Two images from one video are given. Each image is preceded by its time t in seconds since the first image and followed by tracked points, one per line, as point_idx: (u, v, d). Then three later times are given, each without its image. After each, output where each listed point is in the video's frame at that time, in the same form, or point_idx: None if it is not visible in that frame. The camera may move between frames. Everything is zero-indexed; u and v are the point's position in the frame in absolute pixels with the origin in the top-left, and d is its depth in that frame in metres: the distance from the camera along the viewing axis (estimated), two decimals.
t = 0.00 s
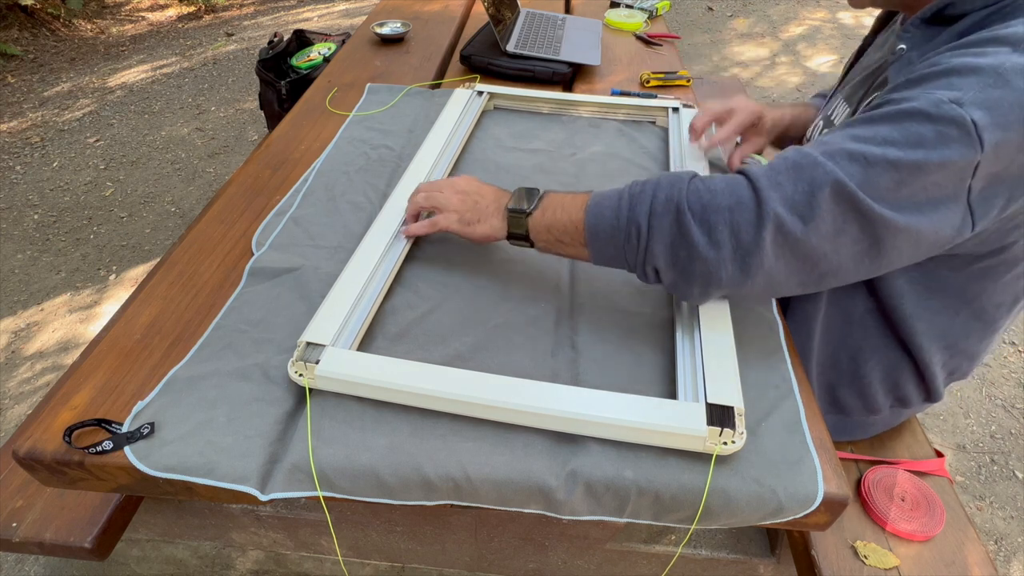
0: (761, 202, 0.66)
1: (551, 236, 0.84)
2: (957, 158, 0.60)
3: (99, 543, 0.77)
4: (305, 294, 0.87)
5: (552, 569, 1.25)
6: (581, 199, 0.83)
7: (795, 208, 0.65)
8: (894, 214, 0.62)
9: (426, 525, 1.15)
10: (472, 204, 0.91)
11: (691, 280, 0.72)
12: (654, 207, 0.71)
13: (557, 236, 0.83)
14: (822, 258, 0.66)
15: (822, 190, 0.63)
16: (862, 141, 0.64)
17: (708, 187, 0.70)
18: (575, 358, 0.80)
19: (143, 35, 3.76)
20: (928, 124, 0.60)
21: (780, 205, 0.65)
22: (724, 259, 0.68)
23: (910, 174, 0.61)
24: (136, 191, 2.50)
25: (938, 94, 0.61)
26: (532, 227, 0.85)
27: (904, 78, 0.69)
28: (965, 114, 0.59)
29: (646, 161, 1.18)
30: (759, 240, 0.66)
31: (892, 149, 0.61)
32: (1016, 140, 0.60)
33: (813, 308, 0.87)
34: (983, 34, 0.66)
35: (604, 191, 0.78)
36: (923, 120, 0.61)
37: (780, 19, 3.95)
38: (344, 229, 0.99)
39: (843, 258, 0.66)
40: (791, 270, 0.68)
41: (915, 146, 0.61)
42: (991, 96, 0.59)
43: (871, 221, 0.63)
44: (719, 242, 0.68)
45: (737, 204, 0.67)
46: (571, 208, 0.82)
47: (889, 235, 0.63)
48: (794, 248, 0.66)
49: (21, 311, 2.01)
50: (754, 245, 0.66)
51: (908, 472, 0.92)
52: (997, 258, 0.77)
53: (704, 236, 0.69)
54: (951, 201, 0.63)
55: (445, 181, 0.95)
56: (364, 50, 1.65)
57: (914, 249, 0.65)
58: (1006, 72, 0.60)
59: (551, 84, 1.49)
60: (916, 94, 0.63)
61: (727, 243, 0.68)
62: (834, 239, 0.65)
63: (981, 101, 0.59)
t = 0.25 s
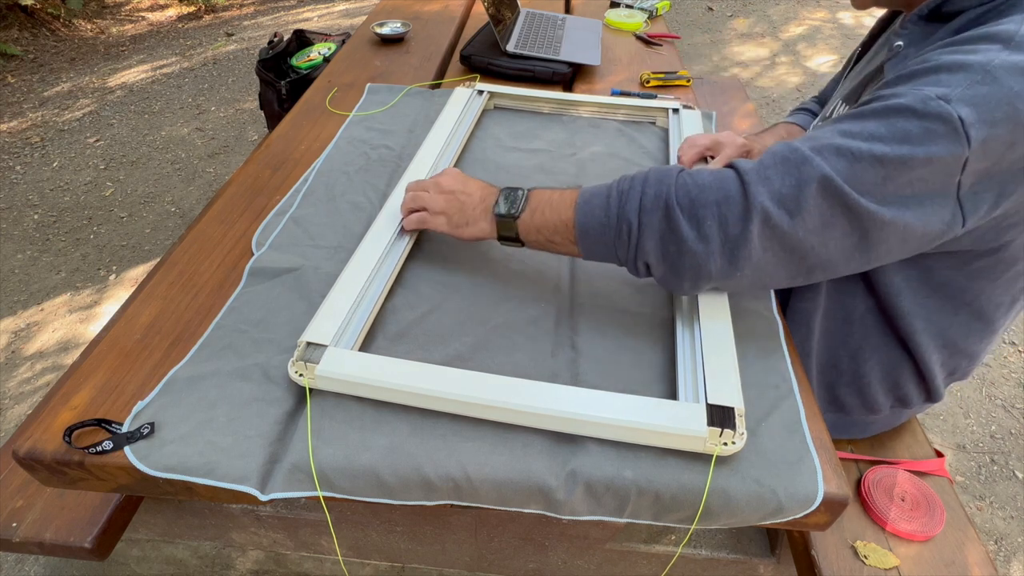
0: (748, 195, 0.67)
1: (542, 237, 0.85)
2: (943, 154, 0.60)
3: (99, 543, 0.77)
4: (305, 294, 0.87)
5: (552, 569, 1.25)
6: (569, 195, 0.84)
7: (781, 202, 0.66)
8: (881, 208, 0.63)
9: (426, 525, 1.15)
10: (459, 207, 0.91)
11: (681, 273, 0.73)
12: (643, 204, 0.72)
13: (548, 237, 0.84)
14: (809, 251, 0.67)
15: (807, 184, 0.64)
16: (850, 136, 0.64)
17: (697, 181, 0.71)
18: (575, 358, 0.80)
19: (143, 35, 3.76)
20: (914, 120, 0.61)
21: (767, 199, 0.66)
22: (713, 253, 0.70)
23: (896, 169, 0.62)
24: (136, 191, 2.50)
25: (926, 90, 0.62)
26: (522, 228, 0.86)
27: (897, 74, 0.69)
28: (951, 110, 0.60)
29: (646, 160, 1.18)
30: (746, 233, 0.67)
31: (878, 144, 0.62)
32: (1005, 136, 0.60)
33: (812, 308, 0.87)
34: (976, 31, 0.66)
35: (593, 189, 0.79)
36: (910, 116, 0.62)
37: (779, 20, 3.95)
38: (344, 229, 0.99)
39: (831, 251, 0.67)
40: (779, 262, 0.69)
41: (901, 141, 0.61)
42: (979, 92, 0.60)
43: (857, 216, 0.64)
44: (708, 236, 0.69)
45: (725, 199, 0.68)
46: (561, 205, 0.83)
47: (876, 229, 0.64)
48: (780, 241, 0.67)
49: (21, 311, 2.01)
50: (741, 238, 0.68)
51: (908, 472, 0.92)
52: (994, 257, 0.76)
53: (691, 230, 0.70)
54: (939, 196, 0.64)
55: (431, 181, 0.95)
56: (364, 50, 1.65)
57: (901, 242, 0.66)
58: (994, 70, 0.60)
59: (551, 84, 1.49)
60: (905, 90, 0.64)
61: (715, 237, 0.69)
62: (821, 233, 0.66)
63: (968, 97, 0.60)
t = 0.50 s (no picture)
0: (746, 199, 0.67)
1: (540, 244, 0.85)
2: (940, 154, 0.60)
3: (99, 543, 0.77)
4: (305, 294, 0.87)
5: (552, 569, 1.25)
6: (567, 199, 0.84)
7: (779, 205, 0.66)
8: (877, 209, 0.64)
9: (426, 525, 1.15)
10: (455, 213, 0.91)
11: (680, 276, 0.73)
12: (641, 209, 0.73)
13: (548, 243, 0.84)
14: (807, 253, 0.68)
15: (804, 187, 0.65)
16: (846, 138, 0.65)
17: (695, 185, 0.71)
18: (575, 358, 0.80)
19: (143, 35, 3.76)
20: (910, 121, 0.62)
21: (764, 202, 0.66)
22: (710, 256, 0.70)
23: (893, 170, 0.62)
24: (136, 191, 2.50)
25: (921, 91, 0.62)
26: (519, 235, 0.85)
27: (894, 74, 0.70)
28: (948, 110, 0.60)
29: (647, 160, 1.18)
30: (744, 237, 0.68)
31: (874, 146, 0.63)
32: (1003, 136, 0.60)
33: (812, 307, 0.87)
34: (971, 31, 0.66)
35: (590, 194, 0.79)
36: (906, 116, 0.62)
37: (779, 20, 3.95)
38: (344, 229, 0.99)
39: (828, 252, 0.68)
40: (777, 264, 0.69)
41: (897, 142, 0.62)
42: (975, 92, 0.60)
43: (854, 217, 0.64)
44: (706, 240, 0.70)
45: (723, 202, 0.69)
46: (558, 209, 0.83)
47: (873, 230, 0.65)
48: (778, 244, 0.68)
49: (21, 311, 2.01)
50: (738, 241, 0.68)
51: (908, 472, 0.92)
52: (992, 257, 0.76)
53: (689, 234, 0.70)
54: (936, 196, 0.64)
55: (428, 183, 0.94)
56: (364, 50, 1.65)
57: (898, 243, 0.66)
58: (992, 69, 0.60)
59: (551, 84, 1.49)
60: (901, 90, 0.64)
61: (713, 240, 0.70)
62: (818, 234, 0.66)
63: (964, 97, 0.60)
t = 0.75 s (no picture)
0: (751, 203, 0.67)
1: (543, 243, 0.85)
2: (945, 156, 0.60)
3: (99, 544, 0.77)
4: (305, 294, 0.87)
5: (552, 569, 1.25)
6: (572, 199, 0.83)
7: (784, 208, 0.66)
8: (882, 212, 0.64)
9: (426, 525, 1.15)
10: (457, 210, 0.91)
11: (684, 279, 0.73)
12: (646, 212, 0.73)
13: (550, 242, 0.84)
14: (811, 256, 0.68)
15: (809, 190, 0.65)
16: (851, 140, 0.65)
17: (700, 189, 0.71)
18: (575, 358, 0.80)
19: (143, 35, 3.76)
20: (915, 122, 0.62)
21: (769, 205, 0.66)
22: (715, 259, 0.70)
23: (898, 172, 0.62)
24: (136, 190, 2.50)
25: (926, 92, 0.62)
26: (524, 234, 0.85)
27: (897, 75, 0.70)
28: (953, 112, 0.60)
29: (647, 161, 1.18)
30: (749, 239, 0.68)
31: (879, 147, 0.63)
32: (1008, 137, 0.60)
33: (812, 307, 0.87)
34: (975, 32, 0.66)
35: (594, 194, 0.79)
36: (911, 118, 0.62)
37: (779, 20, 3.95)
38: (344, 229, 0.99)
39: (832, 255, 0.68)
40: (781, 267, 0.69)
41: (902, 144, 0.62)
42: (980, 93, 0.60)
43: (859, 220, 0.64)
44: (711, 243, 0.70)
45: (728, 205, 0.69)
46: (563, 210, 0.83)
47: (877, 233, 0.64)
48: (782, 247, 0.68)
49: (21, 311, 2.01)
50: (743, 245, 0.68)
51: (908, 472, 0.92)
52: (992, 257, 0.76)
53: (694, 237, 0.70)
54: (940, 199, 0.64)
55: (432, 180, 0.94)
56: (364, 50, 1.65)
57: (903, 246, 0.66)
58: (997, 71, 0.60)
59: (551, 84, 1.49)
60: (905, 92, 0.64)
61: (717, 243, 0.70)
62: (823, 238, 0.66)
63: (969, 98, 0.60)
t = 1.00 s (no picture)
0: (768, 221, 0.64)
1: (549, 249, 0.80)
2: (966, 170, 0.59)
3: (99, 544, 0.77)
4: (306, 294, 0.87)
5: (552, 568, 1.25)
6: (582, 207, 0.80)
7: (802, 226, 0.63)
8: (901, 228, 0.61)
9: (426, 525, 1.15)
10: (467, 213, 0.88)
11: (695, 298, 0.70)
12: (656, 227, 0.69)
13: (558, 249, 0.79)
14: (830, 275, 0.65)
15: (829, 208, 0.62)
16: (870, 155, 0.62)
17: (714, 205, 0.68)
18: (575, 358, 0.80)
19: (143, 35, 3.76)
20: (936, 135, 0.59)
21: (787, 224, 0.63)
22: (728, 279, 0.67)
23: (919, 188, 0.59)
24: (136, 190, 2.51)
25: (946, 105, 0.60)
26: (530, 238, 0.81)
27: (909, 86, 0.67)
28: (975, 125, 0.58)
29: (647, 161, 1.18)
30: (766, 259, 0.65)
31: (900, 162, 0.60)
32: None
33: (811, 310, 0.87)
34: (986, 42, 0.65)
35: (603, 207, 0.76)
36: (932, 131, 0.59)
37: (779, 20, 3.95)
38: (344, 229, 0.99)
39: (849, 272, 0.65)
40: (797, 287, 0.66)
41: (924, 159, 0.59)
42: (1000, 106, 0.58)
43: (879, 237, 0.61)
44: (725, 262, 0.66)
45: (743, 223, 0.66)
46: (571, 219, 0.78)
47: (897, 250, 0.62)
48: (800, 267, 0.64)
49: (21, 311, 2.01)
50: (759, 264, 0.65)
51: (908, 472, 0.92)
52: (991, 264, 0.76)
53: (708, 256, 0.67)
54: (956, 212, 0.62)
55: (444, 184, 0.92)
56: (364, 50, 1.65)
57: (920, 260, 0.64)
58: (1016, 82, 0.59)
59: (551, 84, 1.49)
60: (923, 103, 0.62)
61: (732, 262, 0.66)
62: (842, 255, 0.64)
63: (990, 112, 0.58)
